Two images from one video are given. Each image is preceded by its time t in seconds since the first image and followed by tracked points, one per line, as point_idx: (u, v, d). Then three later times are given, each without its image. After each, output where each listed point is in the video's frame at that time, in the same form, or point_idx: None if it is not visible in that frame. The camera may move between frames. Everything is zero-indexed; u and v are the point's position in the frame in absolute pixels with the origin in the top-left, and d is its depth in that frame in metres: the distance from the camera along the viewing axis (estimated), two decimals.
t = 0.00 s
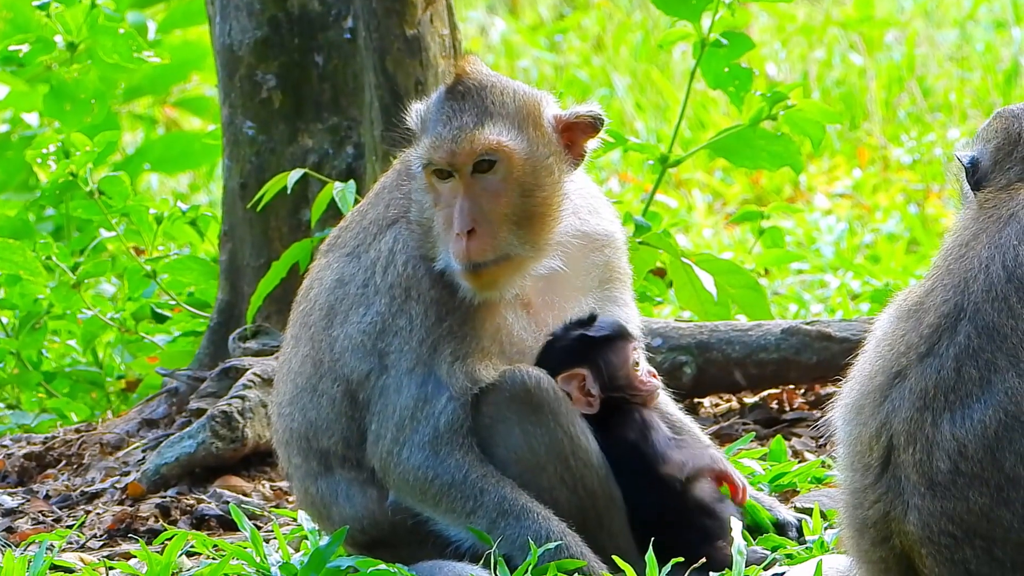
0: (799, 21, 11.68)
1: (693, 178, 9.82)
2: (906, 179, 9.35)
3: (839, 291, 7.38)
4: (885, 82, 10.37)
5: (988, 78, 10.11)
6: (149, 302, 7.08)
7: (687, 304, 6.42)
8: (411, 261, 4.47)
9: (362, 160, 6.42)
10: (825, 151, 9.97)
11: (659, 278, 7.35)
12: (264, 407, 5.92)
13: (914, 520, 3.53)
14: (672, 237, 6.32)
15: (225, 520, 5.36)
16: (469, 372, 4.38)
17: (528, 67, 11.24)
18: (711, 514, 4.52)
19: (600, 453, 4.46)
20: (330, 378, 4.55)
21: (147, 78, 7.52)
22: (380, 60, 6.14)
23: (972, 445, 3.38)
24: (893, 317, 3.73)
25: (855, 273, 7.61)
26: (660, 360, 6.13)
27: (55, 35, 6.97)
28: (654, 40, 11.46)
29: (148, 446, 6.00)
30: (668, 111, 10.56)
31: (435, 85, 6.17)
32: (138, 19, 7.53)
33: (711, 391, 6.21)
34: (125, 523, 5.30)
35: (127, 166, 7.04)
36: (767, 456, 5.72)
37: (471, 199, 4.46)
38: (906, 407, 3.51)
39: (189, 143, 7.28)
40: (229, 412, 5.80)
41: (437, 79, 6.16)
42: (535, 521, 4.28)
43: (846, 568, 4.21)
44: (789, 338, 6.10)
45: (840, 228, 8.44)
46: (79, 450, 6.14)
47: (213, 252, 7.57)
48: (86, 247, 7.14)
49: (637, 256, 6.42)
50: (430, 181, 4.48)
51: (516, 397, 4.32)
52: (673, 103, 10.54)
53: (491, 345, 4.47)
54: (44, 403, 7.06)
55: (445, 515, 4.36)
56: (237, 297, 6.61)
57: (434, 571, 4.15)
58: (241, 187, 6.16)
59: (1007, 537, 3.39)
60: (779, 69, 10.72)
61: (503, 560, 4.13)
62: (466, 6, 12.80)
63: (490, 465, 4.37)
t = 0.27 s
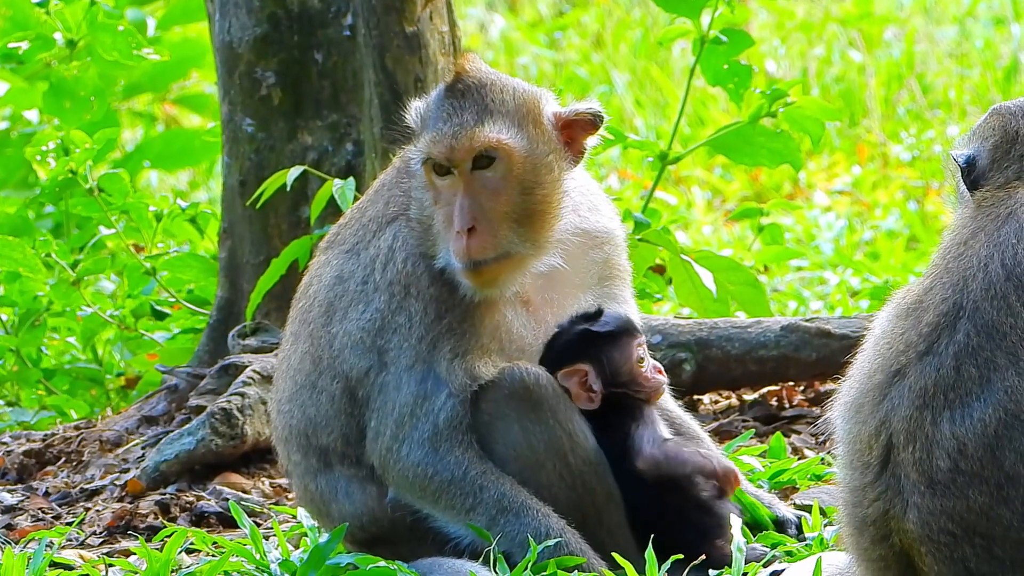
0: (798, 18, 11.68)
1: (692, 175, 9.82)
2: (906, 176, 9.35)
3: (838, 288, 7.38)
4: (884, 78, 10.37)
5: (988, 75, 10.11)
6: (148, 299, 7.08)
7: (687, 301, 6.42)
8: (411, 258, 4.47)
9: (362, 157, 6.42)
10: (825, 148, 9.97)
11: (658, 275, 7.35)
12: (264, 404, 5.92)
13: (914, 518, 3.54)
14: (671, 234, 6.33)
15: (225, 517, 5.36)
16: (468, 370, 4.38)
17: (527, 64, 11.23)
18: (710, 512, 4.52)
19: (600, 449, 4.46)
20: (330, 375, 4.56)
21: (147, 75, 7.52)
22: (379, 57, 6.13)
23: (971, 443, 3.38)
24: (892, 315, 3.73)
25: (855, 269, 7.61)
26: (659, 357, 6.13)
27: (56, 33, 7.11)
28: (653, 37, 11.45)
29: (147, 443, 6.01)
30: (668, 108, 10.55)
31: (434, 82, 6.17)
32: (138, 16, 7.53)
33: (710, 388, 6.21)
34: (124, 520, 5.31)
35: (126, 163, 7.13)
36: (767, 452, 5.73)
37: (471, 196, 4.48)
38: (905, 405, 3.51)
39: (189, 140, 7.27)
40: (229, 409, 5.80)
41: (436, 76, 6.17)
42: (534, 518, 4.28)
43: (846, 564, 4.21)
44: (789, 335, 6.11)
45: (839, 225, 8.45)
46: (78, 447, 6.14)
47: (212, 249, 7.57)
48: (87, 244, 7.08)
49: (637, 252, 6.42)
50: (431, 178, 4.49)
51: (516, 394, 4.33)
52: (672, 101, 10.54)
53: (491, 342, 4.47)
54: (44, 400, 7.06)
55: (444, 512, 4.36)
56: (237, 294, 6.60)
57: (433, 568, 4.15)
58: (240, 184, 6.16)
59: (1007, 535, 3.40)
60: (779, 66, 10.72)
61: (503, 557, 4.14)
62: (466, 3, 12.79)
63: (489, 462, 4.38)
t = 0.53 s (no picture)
0: (798, 16, 11.67)
1: (693, 173, 9.81)
2: (906, 174, 9.35)
3: (838, 287, 7.38)
4: (885, 77, 10.36)
5: (988, 73, 10.11)
6: (149, 297, 7.08)
7: (687, 299, 6.43)
8: (410, 256, 4.47)
9: (362, 155, 6.42)
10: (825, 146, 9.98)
11: (658, 273, 7.35)
12: (264, 402, 5.92)
13: (914, 517, 3.54)
14: (671, 232, 6.33)
15: (224, 515, 5.36)
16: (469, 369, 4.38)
17: (528, 62, 11.23)
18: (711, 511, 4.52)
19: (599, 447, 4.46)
20: (330, 373, 4.56)
21: (148, 73, 7.52)
22: (380, 55, 6.12)
23: (971, 442, 3.38)
24: (892, 314, 3.73)
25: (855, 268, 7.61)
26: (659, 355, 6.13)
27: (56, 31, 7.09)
28: (654, 35, 11.45)
29: (148, 441, 6.01)
30: (668, 107, 10.56)
31: (434, 80, 6.18)
32: (138, 14, 7.52)
33: (710, 386, 6.21)
34: (125, 518, 5.31)
35: (126, 161, 7.18)
36: (767, 451, 5.73)
37: (472, 200, 4.45)
38: (905, 404, 3.51)
39: (189, 138, 7.26)
40: (229, 407, 5.80)
41: (436, 74, 6.17)
42: (534, 517, 4.29)
43: (846, 563, 4.22)
44: (789, 333, 6.11)
45: (839, 224, 8.45)
46: (78, 445, 6.15)
47: (212, 247, 7.57)
48: (87, 242, 7.06)
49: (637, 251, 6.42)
50: (431, 182, 4.47)
51: (515, 392, 4.34)
52: (672, 99, 10.54)
53: (491, 341, 4.47)
54: (44, 398, 7.06)
55: (444, 510, 4.37)
56: (237, 293, 6.61)
57: (433, 566, 4.15)
58: (241, 182, 6.16)
59: (1007, 535, 3.40)
60: (779, 65, 10.71)
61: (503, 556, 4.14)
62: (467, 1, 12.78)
63: (489, 460, 4.38)
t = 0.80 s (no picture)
0: (798, 15, 11.67)
1: (693, 172, 9.81)
2: (906, 173, 9.35)
3: (839, 285, 7.38)
4: (885, 75, 10.36)
5: (988, 71, 10.11)
6: (149, 297, 7.08)
7: (687, 298, 6.42)
8: (412, 255, 4.47)
9: (363, 154, 6.42)
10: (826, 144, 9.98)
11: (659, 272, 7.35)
12: (265, 401, 5.92)
13: (914, 515, 3.54)
14: (672, 231, 6.33)
15: (225, 514, 5.36)
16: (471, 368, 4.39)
17: (528, 61, 11.22)
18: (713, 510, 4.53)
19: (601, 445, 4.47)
20: (331, 372, 4.56)
21: (148, 72, 7.51)
22: (380, 54, 6.11)
23: (971, 440, 3.38)
24: (893, 312, 3.73)
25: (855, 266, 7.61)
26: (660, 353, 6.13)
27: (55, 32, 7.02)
28: (654, 34, 11.45)
29: (148, 440, 6.01)
30: (669, 105, 10.55)
31: (435, 79, 6.18)
32: (139, 14, 7.51)
33: (711, 384, 6.21)
34: (125, 517, 5.31)
35: (127, 160, 7.17)
36: (768, 449, 5.73)
37: (481, 205, 4.45)
38: (906, 402, 3.51)
39: (190, 137, 7.27)
40: (229, 406, 5.80)
41: (436, 73, 6.18)
42: (535, 515, 4.28)
43: (846, 561, 4.22)
44: (789, 332, 6.11)
45: (840, 222, 8.45)
46: (79, 445, 6.15)
47: (212, 246, 7.57)
48: (87, 242, 7.03)
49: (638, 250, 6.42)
50: (439, 187, 4.45)
51: (517, 391, 4.34)
52: (673, 97, 10.53)
53: (492, 341, 4.47)
54: (44, 397, 7.06)
55: (445, 509, 4.37)
56: (237, 292, 6.60)
57: (434, 564, 4.15)
58: (241, 181, 6.16)
59: (1007, 533, 3.40)
60: (779, 63, 10.71)
61: (503, 554, 4.14)
62: None
63: (490, 459, 4.38)
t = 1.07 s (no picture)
0: (799, 14, 11.67)
1: (693, 171, 9.82)
2: (907, 172, 9.35)
3: (839, 284, 7.38)
4: (885, 74, 10.36)
5: (989, 71, 10.11)
6: (150, 296, 7.08)
7: (688, 297, 6.42)
8: (411, 255, 4.47)
9: (363, 153, 6.42)
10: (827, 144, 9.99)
11: (659, 271, 7.35)
12: (265, 400, 5.92)
13: (914, 514, 3.54)
14: (672, 230, 6.33)
15: (226, 513, 5.37)
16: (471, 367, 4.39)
17: (529, 61, 11.22)
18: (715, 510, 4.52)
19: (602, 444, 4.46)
20: (331, 371, 4.56)
21: (148, 71, 7.51)
22: (381, 53, 6.11)
23: (972, 439, 3.38)
24: (893, 312, 3.73)
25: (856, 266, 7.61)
26: (660, 353, 6.13)
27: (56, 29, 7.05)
28: (654, 33, 11.44)
29: (149, 439, 6.01)
30: (669, 105, 10.55)
31: (435, 78, 6.18)
32: (139, 14, 7.50)
33: (712, 384, 6.21)
34: (126, 516, 5.31)
35: (127, 159, 7.17)
36: (768, 449, 5.74)
37: (477, 202, 4.44)
38: (906, 401, 3.51)
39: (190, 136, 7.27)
40: (230, 405, 5.80)
41: (437, 72, 6.18)
42: (535, 514, 4.29)
43: (847, 560, 4.23)
44: (790, 331, 6.11)
45: (841, 221, 8.45)
46: (80, 444, 6.15)
47: (213, 245, 7.57)
48: (88, 241, 7.04)
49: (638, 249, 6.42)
50: (436, 184, 4.45)
51: (516, 390, 4.33)
52: (673, 96, 10.53)
53: (492, 340, 4.48)
54: (45, 396, 7.06)
55: (446, 509, 4.37)
56: (238, 291, 6.60)
57: (435, 564, 4.15)
58: (241, 180, 6.16)
59: (1008, 532, 3.40)
60: (780, 62, 10.71)
61: (504, 553, 4.14)
62: None
63: (491, 458, 4.38)
